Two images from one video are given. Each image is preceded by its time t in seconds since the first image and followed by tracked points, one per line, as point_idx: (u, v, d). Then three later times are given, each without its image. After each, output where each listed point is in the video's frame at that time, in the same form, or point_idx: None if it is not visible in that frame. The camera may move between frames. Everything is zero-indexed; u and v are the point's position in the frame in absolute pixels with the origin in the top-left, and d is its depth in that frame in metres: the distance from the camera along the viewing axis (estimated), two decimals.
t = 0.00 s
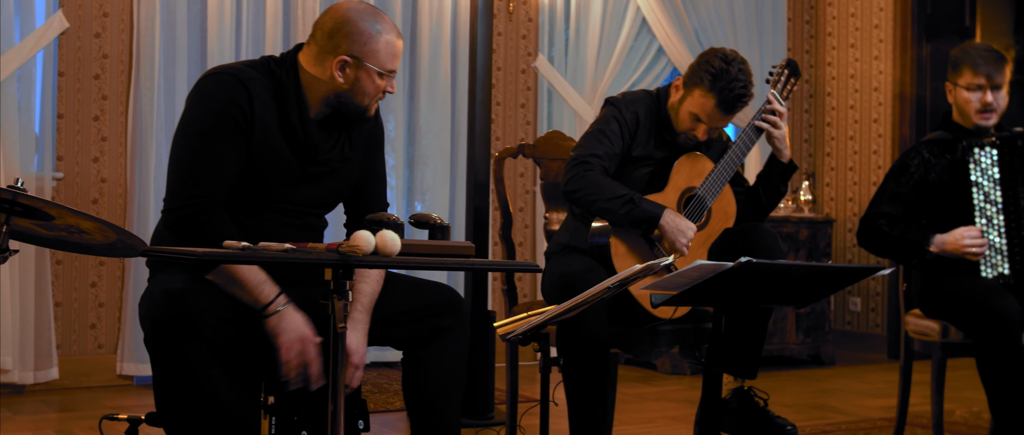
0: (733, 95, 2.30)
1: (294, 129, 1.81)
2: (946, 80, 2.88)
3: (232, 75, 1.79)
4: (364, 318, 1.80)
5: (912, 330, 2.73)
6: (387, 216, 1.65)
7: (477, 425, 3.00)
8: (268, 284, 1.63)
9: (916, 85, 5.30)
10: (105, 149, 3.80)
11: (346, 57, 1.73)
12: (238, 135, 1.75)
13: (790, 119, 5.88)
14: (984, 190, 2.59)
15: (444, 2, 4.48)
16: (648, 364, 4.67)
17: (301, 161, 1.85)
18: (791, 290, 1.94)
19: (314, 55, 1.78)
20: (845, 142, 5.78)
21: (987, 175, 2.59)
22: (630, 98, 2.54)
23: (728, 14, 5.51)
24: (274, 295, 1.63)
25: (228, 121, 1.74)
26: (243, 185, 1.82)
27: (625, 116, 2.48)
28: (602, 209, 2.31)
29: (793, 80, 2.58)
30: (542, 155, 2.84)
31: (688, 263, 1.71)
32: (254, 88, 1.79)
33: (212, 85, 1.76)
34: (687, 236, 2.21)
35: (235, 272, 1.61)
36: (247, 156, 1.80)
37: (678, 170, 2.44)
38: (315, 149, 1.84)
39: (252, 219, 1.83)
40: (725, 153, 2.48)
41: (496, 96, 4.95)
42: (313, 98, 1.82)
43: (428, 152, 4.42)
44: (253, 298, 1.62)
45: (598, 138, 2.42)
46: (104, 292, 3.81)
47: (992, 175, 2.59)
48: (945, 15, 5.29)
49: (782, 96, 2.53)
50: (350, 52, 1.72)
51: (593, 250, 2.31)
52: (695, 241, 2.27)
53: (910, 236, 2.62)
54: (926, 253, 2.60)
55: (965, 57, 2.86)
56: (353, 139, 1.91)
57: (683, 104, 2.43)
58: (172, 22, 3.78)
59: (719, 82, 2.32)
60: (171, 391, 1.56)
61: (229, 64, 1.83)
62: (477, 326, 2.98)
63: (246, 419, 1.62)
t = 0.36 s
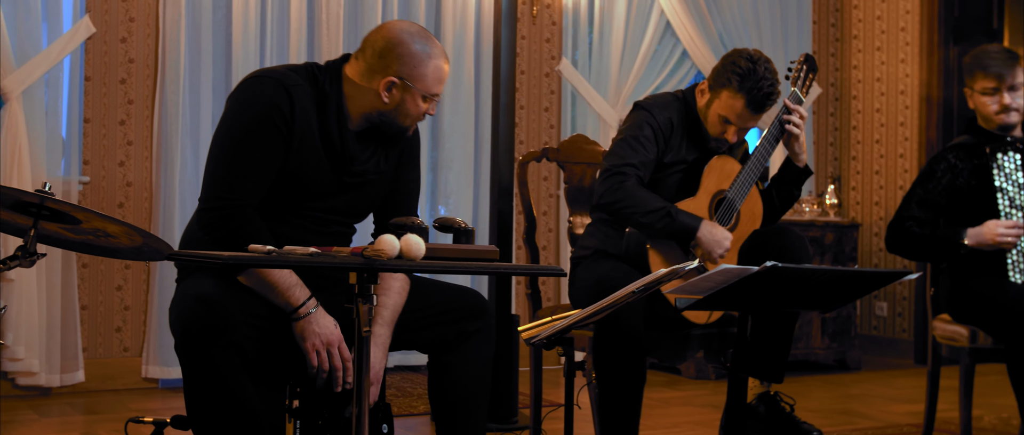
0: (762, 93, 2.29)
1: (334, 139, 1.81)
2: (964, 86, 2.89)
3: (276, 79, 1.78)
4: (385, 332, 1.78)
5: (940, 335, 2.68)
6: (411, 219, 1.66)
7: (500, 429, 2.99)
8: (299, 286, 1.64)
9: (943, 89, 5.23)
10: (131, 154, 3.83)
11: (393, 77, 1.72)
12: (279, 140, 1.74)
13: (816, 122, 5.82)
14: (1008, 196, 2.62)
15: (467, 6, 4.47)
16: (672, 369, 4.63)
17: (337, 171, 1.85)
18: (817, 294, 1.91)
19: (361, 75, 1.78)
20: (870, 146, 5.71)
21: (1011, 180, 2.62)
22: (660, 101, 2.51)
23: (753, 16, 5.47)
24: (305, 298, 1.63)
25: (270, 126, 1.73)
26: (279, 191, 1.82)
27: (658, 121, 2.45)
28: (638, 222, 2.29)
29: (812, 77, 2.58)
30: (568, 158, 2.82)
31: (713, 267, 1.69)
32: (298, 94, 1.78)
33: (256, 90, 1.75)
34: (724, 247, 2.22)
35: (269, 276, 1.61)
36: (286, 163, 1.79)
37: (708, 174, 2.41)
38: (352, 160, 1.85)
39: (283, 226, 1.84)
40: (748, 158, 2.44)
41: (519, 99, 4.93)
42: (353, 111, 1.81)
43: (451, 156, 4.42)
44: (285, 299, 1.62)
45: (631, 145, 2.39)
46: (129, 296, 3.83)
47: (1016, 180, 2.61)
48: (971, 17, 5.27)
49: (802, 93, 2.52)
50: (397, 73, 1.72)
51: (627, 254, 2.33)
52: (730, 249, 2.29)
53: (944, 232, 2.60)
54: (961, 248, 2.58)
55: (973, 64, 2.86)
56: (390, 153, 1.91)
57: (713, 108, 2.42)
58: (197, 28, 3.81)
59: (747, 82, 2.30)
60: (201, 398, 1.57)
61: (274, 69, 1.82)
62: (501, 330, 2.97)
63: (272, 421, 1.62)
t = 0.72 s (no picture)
0: (771, 72, 2.32)
1: (365, 147, 1.81)
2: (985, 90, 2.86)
3: (309, 83, 1.79)
4: (427, 330, 1.79)
5: (967, 340, 2.67)
6: (435, 223, 1.62)
7: None
8: (308, 297, 1.62)
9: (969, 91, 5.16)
10: (156, 158, 3.85)
11: (427, 87, 1.73)
12: (309, 146, 1.75)
13: (840, 126, 5.76)
14: None
15: (490, 10, 4.47)
16: (696, 373, 4.60)
17: (368, 180, 1.84)
18: (842, 300, 1.89)
19: (394, 83, 1.78)
20: (896, 150, 5.64)
21: None
22: (671, 104, 2.50)
23: (777, 19, 5.43)
24: (312, 308, 1.61)
25: (301, 131, 1.74)
26: (307, 198, 1.82)
27: (670, 122, 2.44)
28: (653, 220, 2.26)
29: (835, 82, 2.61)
30: (590, 160, 2.80)
31: (738, 272, 1.67)
32: (330, 99, 1.79)
33: (290, 94, 1.76)
34: (741, 242, 2.20)
35: (281, 281, 1.59)
36: (317, 169, 1.79)
37: (726, 177, 2.39)
38: (383, 168, 1.84)
39: (310, 232, 1.83)
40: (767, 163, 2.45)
41: (543, 103, 4.91)
42: (387, 121, 1.82)
43: (474, 160, 4.42)
44: (291, 307, 1.60)
45: (644, 147, 2.38)
46: (154, 299, 3.85)
47: None
48: (1000, 19, 5.12)
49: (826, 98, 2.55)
50: (432, 83, 1.72)
51: (644, 259, 2.30)
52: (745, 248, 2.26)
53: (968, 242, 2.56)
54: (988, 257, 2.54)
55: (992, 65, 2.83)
56: (423, 162, 1.91)
57: (723, 95, 2.41)
58: (221, 33, 3.84)
59: (754, 62, 2.34)
60: (223, 403, 1.57)
61: (308, 74, 1.83)
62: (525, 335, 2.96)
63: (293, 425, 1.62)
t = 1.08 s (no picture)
0: (800, 73, 2.30)
1: (386, 152, 1.80)
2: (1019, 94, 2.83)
3: (331, 87, 1.79)
4: (434, 342, 1.76)
5: (993, 346, 2.61)
6: (458, 227, 1.61)
7: None
8: (335, 299, 1.63)
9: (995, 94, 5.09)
10: (178, 161, 3.86)
11: (448, 89, 1.73)
12: (330, 150, 1.74)
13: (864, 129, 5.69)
14: None
15: (513, 13, 4.47)
16: (718, 378, 4.56)
17: (388, 185, 1.84)
18: (866, 304, 1.86)
19: (415, 86, 1.78)
20: (920, 153, 5.57)
21: None
22: (697, 107, 2.49)
23: (800, 22, 5.39)
24: (339, 309, 1.63)
25: (323, 135, 1.73)
26: (328, 202, 1.82)
27: (693, 124, 2.42)
28: (665, 215, 2.27)
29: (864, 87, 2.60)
30: (612, 164, 2.79)
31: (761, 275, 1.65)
32: (352, 104, 1.79)
33: (313, 98, 1.76)
34: (754, 244, 2.19)
35: (305, 282, 1.60)
36: (338, 173, 1.79)
37: (745, 179, 2.39)
38: (403, 173, 1.83)
39: (330, 236, 1.83)
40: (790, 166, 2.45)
41: (565, 106, 4.90)
42: (409, 124, 1.81)
43: (495, 164, 4.41)
44: (318, 309, 1.62)
45: (665, 147, 2.37)
46: (176, 303, 3.87)
47: None
48: None
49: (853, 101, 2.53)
50: (454, 86, 1.72)
51: (659, 259, 2.28)
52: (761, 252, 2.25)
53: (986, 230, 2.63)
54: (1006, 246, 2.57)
55: None
56: (443, 168, 1.90)
57: (753, 97, 2.39)
58: (244, 39, 3.87)
59: (784, 61, 2.32)
60: (246, 403, 1.57)
61: (330, 78, 1.83)
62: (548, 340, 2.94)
63: (320, 427, 1.62)
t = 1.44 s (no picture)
0: (820, 80, 2.30)
1: (404, 152, 1.80)
2: None
3: (348, 89, 1.80)
4: (452, 345, 1.74)
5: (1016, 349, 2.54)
6: (479, 231, 1.61)
7: None
8: (362, 293, 1.62)
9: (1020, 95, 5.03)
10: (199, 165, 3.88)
11: (467, 89, 1.72)
12: (347, 150, 1.74)
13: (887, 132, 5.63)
14: None
15: (533, 16, 4.46)
16: (740, 382, 4.52)
17: (408, 186, 1.83)
18: (890, 308, 1.83)
19: (434, 87, 1.78)
20: (943, 156, 5.50)
21: None
22: (717, 110, 2.47)
23: (822, 23, 5.34)
24: (368, 304, 1.62)
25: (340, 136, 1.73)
26: (347, 204, 1.82)
27: (715, 127, 2.40)
28: (692, 223, 2.25)
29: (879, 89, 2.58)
30: (634, 165, 2.78)
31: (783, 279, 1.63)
32: (369, 104, 1.79)
33: (330, 99, 1.77)
34: (780, 253, 2.19)
35: (333, 283, 1.61)
36: (356, 174, 1.79)
37: (768, 183, 2.37)
38: (423, 173, 1.82)
39: (350, 238, 1.82)
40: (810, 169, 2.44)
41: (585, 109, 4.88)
42: (427, 125, 1.81)
43: (516, 166, 4.40)
44: (348, 305, 1.61)
45: (688, 151, 2.34)
46: (196, 306, 3.89)
47: None
48: None
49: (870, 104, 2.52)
50: (472, 86, 1.71)
51: (684, 265, 2.24)
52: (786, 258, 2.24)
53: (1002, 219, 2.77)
54: None
55: None
56: (463, 167, 1.89)
57: (773, 104, 2.39)
58: (265, 44, 3.88)
59: (804, 70, 2.32)
60: (265, 407, 1.57)
61: (348, 80, 1.84)
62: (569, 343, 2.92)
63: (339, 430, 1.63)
